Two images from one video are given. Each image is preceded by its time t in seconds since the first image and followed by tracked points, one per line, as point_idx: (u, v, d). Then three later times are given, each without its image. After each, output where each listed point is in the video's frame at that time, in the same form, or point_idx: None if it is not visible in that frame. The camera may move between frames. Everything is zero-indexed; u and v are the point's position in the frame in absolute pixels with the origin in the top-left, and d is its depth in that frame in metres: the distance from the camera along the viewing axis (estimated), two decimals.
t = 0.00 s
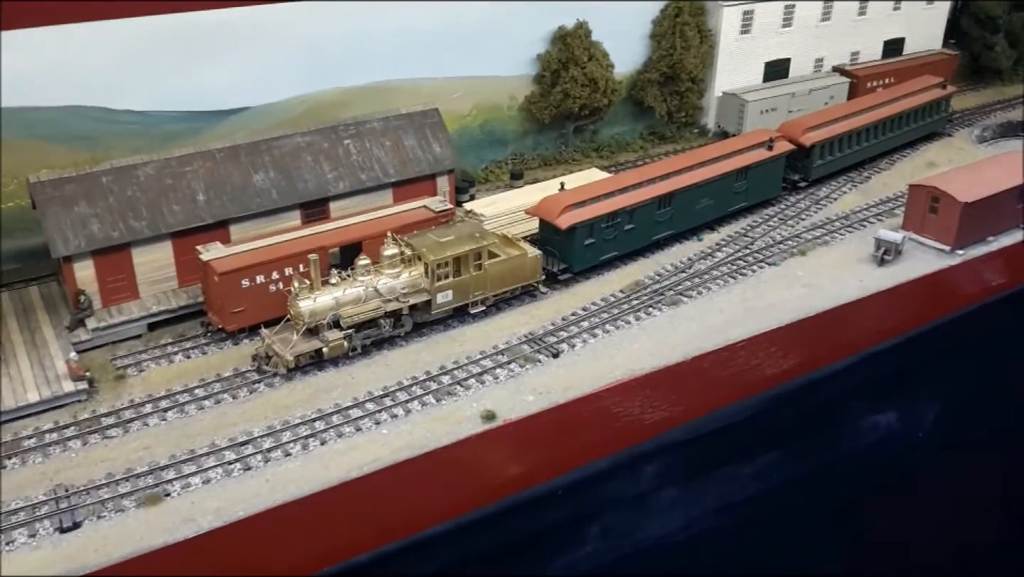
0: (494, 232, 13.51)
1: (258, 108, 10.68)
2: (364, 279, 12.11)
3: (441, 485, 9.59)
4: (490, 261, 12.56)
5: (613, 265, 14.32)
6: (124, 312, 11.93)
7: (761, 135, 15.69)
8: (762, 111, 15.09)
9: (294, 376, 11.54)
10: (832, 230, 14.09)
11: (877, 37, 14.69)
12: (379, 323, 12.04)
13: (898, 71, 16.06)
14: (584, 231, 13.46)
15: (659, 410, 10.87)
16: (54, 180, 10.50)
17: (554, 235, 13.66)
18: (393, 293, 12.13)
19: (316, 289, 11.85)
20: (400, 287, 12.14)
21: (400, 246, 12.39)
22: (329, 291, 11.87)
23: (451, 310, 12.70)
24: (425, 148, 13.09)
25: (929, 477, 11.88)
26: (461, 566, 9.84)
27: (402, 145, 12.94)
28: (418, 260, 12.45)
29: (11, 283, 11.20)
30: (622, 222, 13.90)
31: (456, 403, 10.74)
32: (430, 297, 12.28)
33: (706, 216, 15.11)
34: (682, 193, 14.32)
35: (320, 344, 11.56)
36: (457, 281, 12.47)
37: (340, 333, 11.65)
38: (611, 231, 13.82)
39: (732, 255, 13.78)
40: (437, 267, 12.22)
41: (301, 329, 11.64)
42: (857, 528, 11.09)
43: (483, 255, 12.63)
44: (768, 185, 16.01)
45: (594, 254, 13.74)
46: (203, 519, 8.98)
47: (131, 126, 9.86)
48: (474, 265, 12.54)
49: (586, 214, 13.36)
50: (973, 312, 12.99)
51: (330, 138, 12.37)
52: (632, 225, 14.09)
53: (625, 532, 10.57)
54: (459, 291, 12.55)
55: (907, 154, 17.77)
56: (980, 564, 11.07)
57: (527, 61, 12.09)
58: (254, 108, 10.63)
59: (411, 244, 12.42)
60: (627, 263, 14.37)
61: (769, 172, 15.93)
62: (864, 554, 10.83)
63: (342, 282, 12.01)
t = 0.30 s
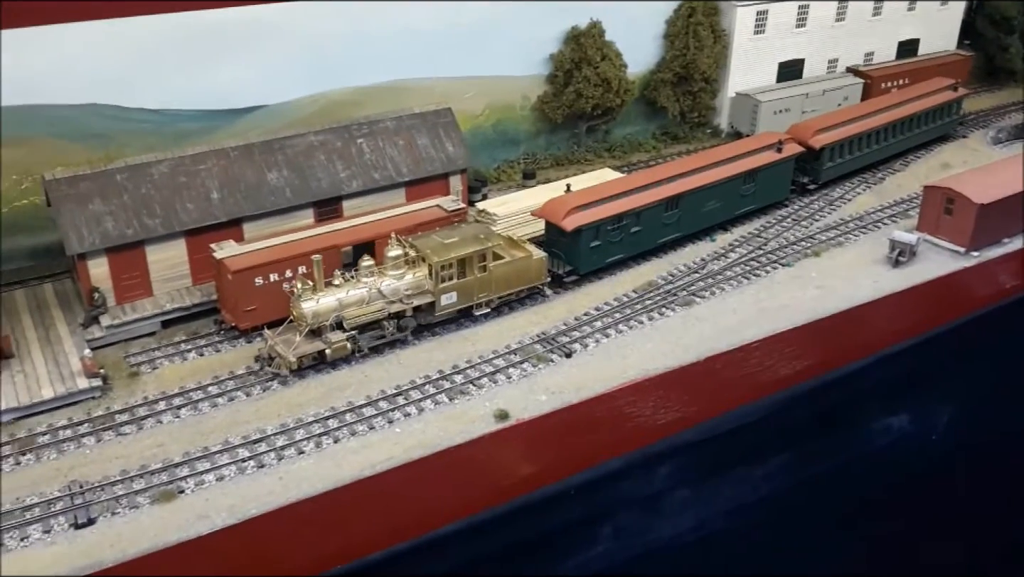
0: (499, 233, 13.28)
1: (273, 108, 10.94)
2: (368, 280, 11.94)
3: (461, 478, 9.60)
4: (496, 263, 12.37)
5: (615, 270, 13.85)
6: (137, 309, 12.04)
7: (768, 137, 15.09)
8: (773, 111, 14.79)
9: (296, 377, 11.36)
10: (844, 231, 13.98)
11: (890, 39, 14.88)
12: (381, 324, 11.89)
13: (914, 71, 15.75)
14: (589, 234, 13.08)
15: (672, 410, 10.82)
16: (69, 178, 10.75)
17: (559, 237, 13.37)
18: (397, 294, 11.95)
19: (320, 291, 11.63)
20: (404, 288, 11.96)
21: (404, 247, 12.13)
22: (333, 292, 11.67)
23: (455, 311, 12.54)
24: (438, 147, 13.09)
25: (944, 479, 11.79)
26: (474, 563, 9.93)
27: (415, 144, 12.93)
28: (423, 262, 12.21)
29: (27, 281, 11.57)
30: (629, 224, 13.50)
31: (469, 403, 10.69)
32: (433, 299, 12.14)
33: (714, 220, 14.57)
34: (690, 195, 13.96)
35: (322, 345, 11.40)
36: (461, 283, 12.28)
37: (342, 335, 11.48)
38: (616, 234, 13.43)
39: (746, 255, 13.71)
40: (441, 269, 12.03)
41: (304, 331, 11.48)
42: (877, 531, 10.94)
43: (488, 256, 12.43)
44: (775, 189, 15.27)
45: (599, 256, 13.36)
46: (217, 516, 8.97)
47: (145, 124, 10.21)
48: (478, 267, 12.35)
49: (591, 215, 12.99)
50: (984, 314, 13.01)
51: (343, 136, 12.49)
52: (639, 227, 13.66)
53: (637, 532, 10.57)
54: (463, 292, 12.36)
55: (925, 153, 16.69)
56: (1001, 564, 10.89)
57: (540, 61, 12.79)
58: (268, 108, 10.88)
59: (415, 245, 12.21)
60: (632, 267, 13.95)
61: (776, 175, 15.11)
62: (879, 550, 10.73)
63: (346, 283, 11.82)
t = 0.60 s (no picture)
0: (504, 237, 13.23)
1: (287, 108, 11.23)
2: (371, 283, 11.96)
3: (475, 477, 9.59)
4: (500, 266, 12.27)
5: (626, 273, 13.79)
6: (153, 307, 12.04)
7: (779, 138, 15.08)
8: (789, 114, 14.64)
9: (296, 380, 11.28)
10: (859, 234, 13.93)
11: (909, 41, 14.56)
12: (384, 327, 11.79)
13: (927, 74, 15.47)
14: (595, 237, 13.02)
15: (686, 412, 10.79)
16: (87, 176, 11.14)
17: (565, 240, 13.28)
18: (400, 297, 11.90)
19: (322, 292, 11.65)
20: (406, 291, 11.91)
21: (407, 250, 12.14)
22: (335, 294, 11.69)
23: (458, 315, 12.42)
24: (453, 147, 13.10)
25: (960, 483, 11.69)
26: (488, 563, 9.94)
27: (430, 144, 12.95)
28: (426, 265, 12.21)
29: (40, 278, 12.16)
30: (636, 228, 13.37)
31: (484, 402, 10.67)
32: (436, 302, 12.02)
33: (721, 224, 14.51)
34: (696, 200, 13.88)
35: (324, 348, 11.30)
36: (465, 287, 12.19)
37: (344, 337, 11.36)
38: (623, 237, 13.31)
39: (761, 257, 13.65)
40: (445, 272, 11.95)
41: (306, 333, 11.45)
42: (888, 534, 10.91)
43: (492, 260, 12.33)
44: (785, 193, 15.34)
45: (605, 258, 13.24)
46: (232, 513, 8.95)
47: (160, 123, 10.70)
48: (482, 270, 12.27)
49: (597, 219, 12.90)
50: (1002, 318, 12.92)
51: (358, 136, 12.57)
52: (646, 230, 13.53)
53: (650, 533, 10.57)
54: (467, 296, 12.26)
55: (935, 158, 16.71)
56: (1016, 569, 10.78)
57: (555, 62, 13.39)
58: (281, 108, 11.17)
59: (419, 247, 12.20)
60: (637, 272, 13.85)
61: (785, 179, 15.39)
62: (889, 553, 10.70)
63: (349, 284, 11.86)
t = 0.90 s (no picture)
0: (511, 236, 12.94)
1: (309, 104, 11.31)
2: (375, 283, 11.80)
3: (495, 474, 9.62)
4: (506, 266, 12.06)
5: (637, 273, 13.57)
6: (173, 302, 12.00)
7: (791, 138, 14.68)
8: (808, 112, 14.47)
9: (301, 381, 11.18)
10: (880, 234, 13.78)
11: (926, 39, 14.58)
12: (389, 327, 11.65)
13: (948, 70, 15.32)
14: (602, 237, 12.74)
15: (706, 410, 10.71)
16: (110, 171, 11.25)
17: (573, 241, 13.01)
18: (405, 297, 11.72)
19: (326, 292, 11.54)
20: (411, 291, 11.74)
21: (412, 250, 11.95)
22: (340, 294, 11.58)
23: (464, 316, 12.22)
24: (471, 144, 13.11)
25: (981, 483, 11.59)
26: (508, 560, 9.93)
27: (449, 141, 12.96)
28: (432, 264, 12.00)
29: (61, 273, 12.28)
30: (644, 229, 13.13)
31: (503, 399, 10.67)
32: (442, 303, 11.81)
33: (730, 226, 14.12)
34: (707, 199, 13.59)
35: (328, 349, 11.19)
36: (471, 287, 11.98)
37: (349, 338, 11.26)
38: (632, 238, 13.08)
39: (781, 255, 13.57)
40: (451, 272, 11.74)
41: (309, 333, 11.30)
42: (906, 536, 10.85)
43: (499, 260, 12.11)
44: (798, 194, 14.82)
45: (613, 259, 12.97)
46: (253, 507, 8.97)
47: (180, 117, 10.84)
48: (489, 270, 12.05)
49: (603, 220, 12.67)
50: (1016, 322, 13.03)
51: (378, 132, 12.63)
52: (654, 232, 13.28)
53: (670, 531, 10.54)
54: (473, 296, 12.06)
55: (952, 158, 16.44)
56: None
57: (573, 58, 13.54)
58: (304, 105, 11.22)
59: (424, 247, 11.98)
60: (644, 274, 13.55)
61: (797, 180, 14.58)
62: (908, 555, 10.64)
63: (354, 285, 11.77)
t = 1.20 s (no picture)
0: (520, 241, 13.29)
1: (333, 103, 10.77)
2: (384, 287, 11.99)
3: (517, 474, 9.57)
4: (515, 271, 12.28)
5: (648, 279, 14.35)
6: (197, 302, 12.26)
7: (808, 146, 15.35)
8: (831, 114, 14.22)
9: (310, 386, 11.23)
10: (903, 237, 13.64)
11: (953, 41, 14.30)
12: (397, 332, 11.83)
13: (971, 74, 15.20)
14: (614, 243, 13.47)
15: (729, 414, 10.65)
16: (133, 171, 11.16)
17: (586, 245, 13.65)
18: (413, 302, 11.96)
19: (335, 296, 11.68)
20: (421, 296, 11.96)
21: (422, 255, 12.11)
22: (348, 299, 11.75)
23: (474, 321, 12.42)
24: (493, 145, 12.92)
25: (999, 489, 11.64)
26: (530, 561, 9.96)
27: (471, 142, 12.84)
28: (441, 269, 12.21)
29: (86, 271, 12.21)
30: (655, 234, 13.90)
31: (526, 400, 10.66)
32: (451, 307, 12.05)
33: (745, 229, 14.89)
34: (720, 206, 14.11)
35: (336, 354, 11.25)
36: (481, 292, 12.19)
37: (356, 343, 11.34)
38: (643, 244, 13.86)
39: (805, 258, 13.50)
40: (460, 277, 11.95)
41: (317, 337, 11.43)
42: (923, 541, 10.94)
43: (508, 265, 12.34)
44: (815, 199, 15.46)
45: (624, 265, 13.69)
46: (277, 507, 9.00)
47: (203, 120, 10.39)
48: (498, 275, 12.28)
49: (616, 225, 13.38)
50: None
51: (401, 133, 12.34)
52: (665, 237, 14.08)
53: (689, 537, 10.59)
54: (483, 302, 12.26)
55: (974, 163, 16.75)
56: None
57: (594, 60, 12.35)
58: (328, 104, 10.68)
59: (434, 252, 12.19)
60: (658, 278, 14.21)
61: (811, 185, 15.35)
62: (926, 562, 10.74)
63: (362, 290, 11.86)
